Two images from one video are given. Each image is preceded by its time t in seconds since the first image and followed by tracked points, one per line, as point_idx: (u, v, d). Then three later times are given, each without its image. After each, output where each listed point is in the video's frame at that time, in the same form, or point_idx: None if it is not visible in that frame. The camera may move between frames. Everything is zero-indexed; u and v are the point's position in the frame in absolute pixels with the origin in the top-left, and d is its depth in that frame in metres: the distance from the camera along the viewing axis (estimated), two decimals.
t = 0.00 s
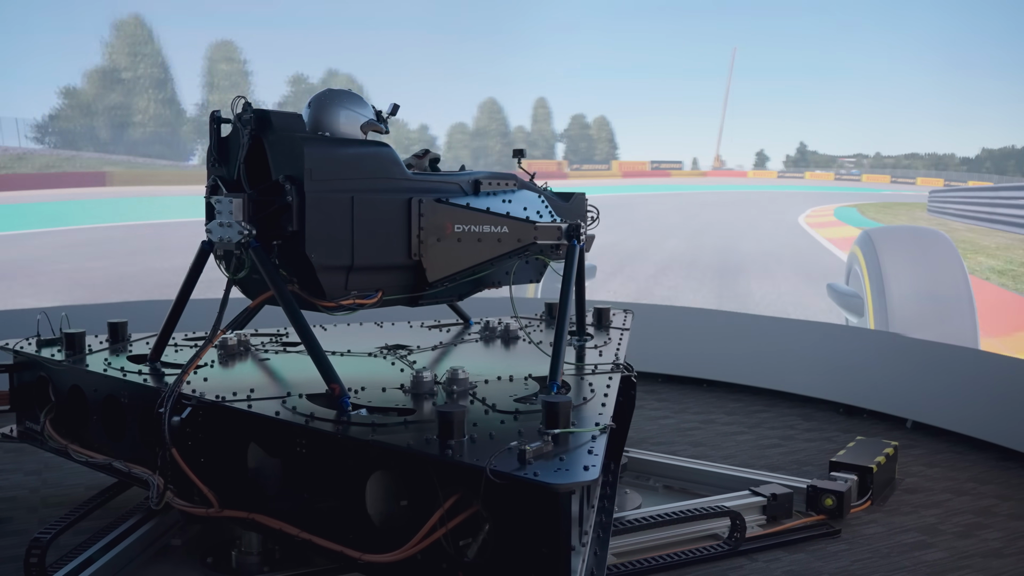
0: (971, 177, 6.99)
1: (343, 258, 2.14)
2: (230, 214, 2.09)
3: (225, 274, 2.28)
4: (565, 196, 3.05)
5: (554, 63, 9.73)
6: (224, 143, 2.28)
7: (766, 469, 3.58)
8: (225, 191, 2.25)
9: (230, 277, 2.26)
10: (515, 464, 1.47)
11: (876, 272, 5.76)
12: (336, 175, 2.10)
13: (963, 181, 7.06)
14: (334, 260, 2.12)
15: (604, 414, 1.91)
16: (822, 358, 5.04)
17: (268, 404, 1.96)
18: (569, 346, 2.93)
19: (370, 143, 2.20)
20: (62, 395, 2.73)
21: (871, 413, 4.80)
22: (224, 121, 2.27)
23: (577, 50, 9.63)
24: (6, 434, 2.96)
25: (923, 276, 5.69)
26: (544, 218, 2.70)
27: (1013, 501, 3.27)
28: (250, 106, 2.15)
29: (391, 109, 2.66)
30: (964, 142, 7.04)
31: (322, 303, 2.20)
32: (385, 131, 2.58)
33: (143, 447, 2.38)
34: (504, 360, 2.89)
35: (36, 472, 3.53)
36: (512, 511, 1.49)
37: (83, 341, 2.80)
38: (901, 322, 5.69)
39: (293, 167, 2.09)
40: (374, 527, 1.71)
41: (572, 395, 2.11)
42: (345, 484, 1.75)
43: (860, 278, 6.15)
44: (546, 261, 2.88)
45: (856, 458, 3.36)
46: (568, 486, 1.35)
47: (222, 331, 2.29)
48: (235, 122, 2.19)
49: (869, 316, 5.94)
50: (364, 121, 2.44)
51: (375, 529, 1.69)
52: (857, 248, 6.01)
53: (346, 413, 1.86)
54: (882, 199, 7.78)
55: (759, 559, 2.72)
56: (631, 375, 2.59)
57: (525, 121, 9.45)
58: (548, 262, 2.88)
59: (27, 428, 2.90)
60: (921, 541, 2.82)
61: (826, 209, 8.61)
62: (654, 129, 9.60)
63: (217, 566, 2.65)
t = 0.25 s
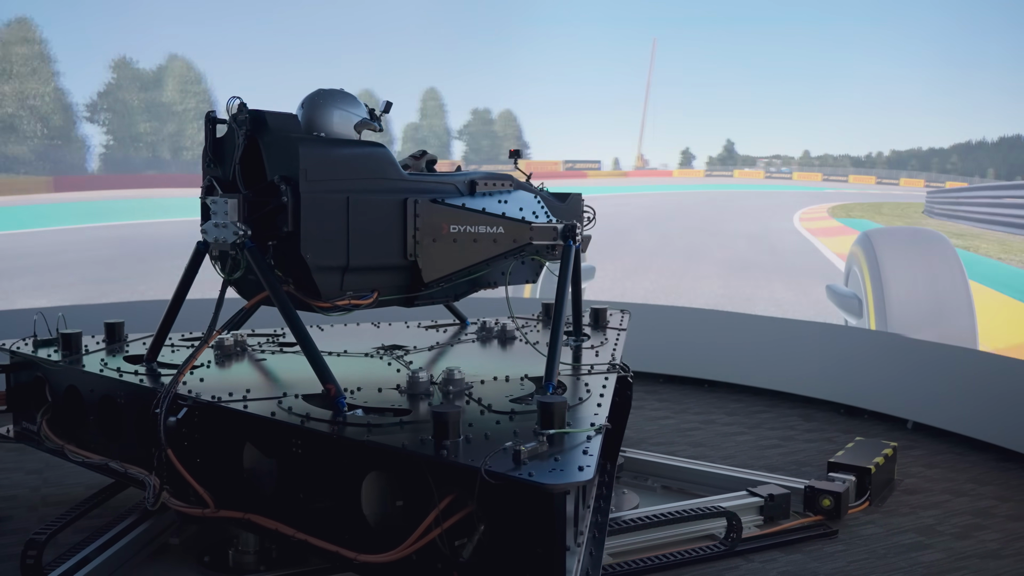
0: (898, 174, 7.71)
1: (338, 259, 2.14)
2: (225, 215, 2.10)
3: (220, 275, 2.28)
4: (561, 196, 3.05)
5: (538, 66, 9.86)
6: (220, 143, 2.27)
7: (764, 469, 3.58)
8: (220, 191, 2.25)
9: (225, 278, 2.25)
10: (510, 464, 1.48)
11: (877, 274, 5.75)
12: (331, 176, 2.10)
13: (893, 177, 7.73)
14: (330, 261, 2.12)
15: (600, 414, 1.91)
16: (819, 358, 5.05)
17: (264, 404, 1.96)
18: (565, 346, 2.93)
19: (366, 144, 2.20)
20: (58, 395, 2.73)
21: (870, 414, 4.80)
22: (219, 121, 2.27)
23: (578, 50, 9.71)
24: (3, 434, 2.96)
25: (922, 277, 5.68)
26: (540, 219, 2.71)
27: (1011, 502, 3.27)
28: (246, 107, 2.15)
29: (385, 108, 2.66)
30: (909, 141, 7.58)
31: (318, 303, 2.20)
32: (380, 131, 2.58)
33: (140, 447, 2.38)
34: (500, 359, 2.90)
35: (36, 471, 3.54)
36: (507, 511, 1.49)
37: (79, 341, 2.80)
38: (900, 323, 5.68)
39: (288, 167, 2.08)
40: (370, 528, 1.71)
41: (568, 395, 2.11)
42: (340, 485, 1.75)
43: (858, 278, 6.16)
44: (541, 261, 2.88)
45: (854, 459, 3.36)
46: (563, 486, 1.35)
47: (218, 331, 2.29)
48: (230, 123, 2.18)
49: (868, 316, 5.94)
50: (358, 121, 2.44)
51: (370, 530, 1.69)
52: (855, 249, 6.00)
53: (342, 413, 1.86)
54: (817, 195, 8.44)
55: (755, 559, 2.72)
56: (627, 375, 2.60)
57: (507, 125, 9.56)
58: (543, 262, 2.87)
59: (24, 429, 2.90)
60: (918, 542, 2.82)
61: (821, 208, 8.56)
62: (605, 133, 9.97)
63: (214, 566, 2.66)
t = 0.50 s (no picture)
0: (839, 173, 8.08)
1: (337, 260, 2.14)
2: (225, 216, 2.11)
3: (219, 276, 2.28)
4: (560, 197, 3.06)
5: (530, 69, 9.69)
6: (219, 144, 2.28)
7: (765, 470, 3.58)
8: (219, 193, 2.25)
9: (224, 279, 2.25)
10: (508, 465, 1.48)
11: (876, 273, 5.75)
12: (330, 177, 2.11)
13: (836, 177, 8.10)
14: (329, 261, 2.13)
15: (598, 414, 1.91)
16: (820, 358, 5.05)
17: (262, 404, 1.96)
18: (564, 346, 2.94)
19: (364, 145, 2.21)
20: (58, 396, 2.73)
21: (871, 415, 4.80)
22: (218, 122, 2.27)
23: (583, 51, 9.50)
24: (3, 435, 2.96)
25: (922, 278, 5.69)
26: (539, 220, 2.71)
27: (1014, 504, 3.27)
28: (245, 107, 2.15)
29: (382, 108, 2.66)
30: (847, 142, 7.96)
31: (316, 304, 2.20)
32: (378, 131, 2.58)
33: (139, 447, 2.38)
34: (500, 360, 2.91)
35: (39, 470, 3.54)
36: (503, 512, 1.49)
37: (79, 342, 2.80)
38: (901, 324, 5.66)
39: (287, 168, 2.09)
40: (367, 528, 1.71)
41: (566, 396, 2.11)
42: (337, 485, 1.75)
43: (858, 278, 6.15)
44: (541, 262, 2.88)
45: (856, 460, 3.35)
46: (559, 487, 1.36)
47: (216, 331, 2.29)
48: (229, 124, 2.18)
49: (868, 318, 5.94)
50: (356, 121, 2.45)
51: (368, 530, 1.69)
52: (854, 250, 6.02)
53: (341, 414, 1.86)
54: (762, 194, 8.76)
55: (754, 561, 2.72)
56: (626, 376, 2.59)
57: (494, 127, 9.60)
58: (542, 263, 2.87)
59: (25, 429, 2.90)
60: (918, 543, 2.82)
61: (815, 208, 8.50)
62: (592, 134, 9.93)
63: (213, 564, 2.67)
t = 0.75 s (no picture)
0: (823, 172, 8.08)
1: (340, 260, 2.14)
2: (228, 216, 2.12)
3: (222, 276, 2.28)
4: (562, 198, 3.06)
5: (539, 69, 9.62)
6: (222, 145, 2.28)
7: (769, 471, 3.57)
8: (222, 193, 2.26)
9: (227, 279, 2.26)
10: (509, 465, 1.48)
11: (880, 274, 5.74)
12: (332, 177, 2.11)
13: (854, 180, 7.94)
14: (331, 262, 2.13)
15: (600, 415, 1.91)
16: (823, 359, 5.05)
17: (265, 404, 1.97)
18: (567, 347, 2.94)
19: (367, 146, 2.21)
20: (62, 396, 2.74)
21: (876, 416, 4.79)
22: (221, 123, 2.27)
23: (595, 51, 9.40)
24: (8, 435, 2.97)
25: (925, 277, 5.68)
26: (542, 220, 2.71)
27: (1019, 506, 3.26)
28: (247, 108, 2.15)
29: (385, 108, 2.67)
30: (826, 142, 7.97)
31: (319, 304, 2.21)
32: (380, 132, 2.59)
33: (143, 447, 2.39)
34: (502, 360, 2.91)
35: (45, 469, 3.55)
36: (505, 513, 1.49)
37: (83, 342, 2.81)
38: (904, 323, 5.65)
39: (289, 170, 2.09)
40: (369, 528, 1.71)
41: (568, 396, 2.12)
42: (339, 485, 1.75)
43: (861, 278, 6.15)
44: (543, 263, 2.88)
45: (860, 461, 3.35)
46: (560, 487, 1.36)
47: (220, 332, 2.29)
48: (232, 125, 2.19)
49: (871, 318, 5.93)
50: (358, 122, 2.46)
51: (370, 531, 1.69)
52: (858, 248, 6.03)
53: (343, 414, 1.87)
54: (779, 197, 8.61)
55: (756, 562, 2.72)
56: (629, 376, 2.59)
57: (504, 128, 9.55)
58: (544, 263, 2.88)
59: (29, 429, 2.91)
60: (921, 546, 2.82)
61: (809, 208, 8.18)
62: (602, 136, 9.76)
63: (216, 564, 2.68)
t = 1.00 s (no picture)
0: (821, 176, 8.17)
1: (352, 260, 2.16)
2: (241, 216, 2.13)
3: (235, 275, 2.29)
4: (570, 197, 3.08)
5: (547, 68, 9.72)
6: (234, 145, 2.30)
7: (776, 472, 3.58)
8: (235, 193, 2.27)
9: (240, 279, 2.27)
10: (526, 463, 1.49)
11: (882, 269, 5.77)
12: (345, 177, 2.13)
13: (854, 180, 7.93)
14: (344, 261, 2.14)
15: (612, 413, 1.92)
16: (828, 359, 5.06)
17: (279, 403, 1.98)
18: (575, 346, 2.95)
19: (379, 145, 2.22)
20: (72, 395, 2.75)
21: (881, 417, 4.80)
22: (234, 124, 2.29)
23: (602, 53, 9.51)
24: (16, 434, 2.97)
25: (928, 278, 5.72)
26: (551, 220, 2.73)
27: None
28: (261, 108, 2.17)
29: (394, 108, 2.68)
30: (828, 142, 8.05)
31: (332, 303, 2.22)
32: (390, 132, 2.60)
33: (154, 446, 2.40)
34: (511, 359, 2.92)
35: (53, 467, 3.57)
36: (523, 510, 1.50)
37: (92, 341, 2.82)
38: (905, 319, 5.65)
39: (303, 169, 2.11)
40: (385, 526, 1.72)
41: (580, 394, 2.13)
42: (354, 483, 1.76)
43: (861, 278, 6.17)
44: (552, 262, 2.88)
45: (867, 463, 3.36)
46: (579, 484, 1.37)
47: (233, 331, 2.30)
48: (245, 125, 2.20)
49: (873, 316, 5.94)
50: (369, 122, 2.47)
51: (386, 528, 1.70)
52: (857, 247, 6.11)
53: (357, 413, 1.88)
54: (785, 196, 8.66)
55: (762, 564, 2.73)
56: (638, 375, 2.61)
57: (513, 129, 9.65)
58: (553, 262, 2.89)
59: (37, 428, 2.90)
60: (928, 548, 2.83)
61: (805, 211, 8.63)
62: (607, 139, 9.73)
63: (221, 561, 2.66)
